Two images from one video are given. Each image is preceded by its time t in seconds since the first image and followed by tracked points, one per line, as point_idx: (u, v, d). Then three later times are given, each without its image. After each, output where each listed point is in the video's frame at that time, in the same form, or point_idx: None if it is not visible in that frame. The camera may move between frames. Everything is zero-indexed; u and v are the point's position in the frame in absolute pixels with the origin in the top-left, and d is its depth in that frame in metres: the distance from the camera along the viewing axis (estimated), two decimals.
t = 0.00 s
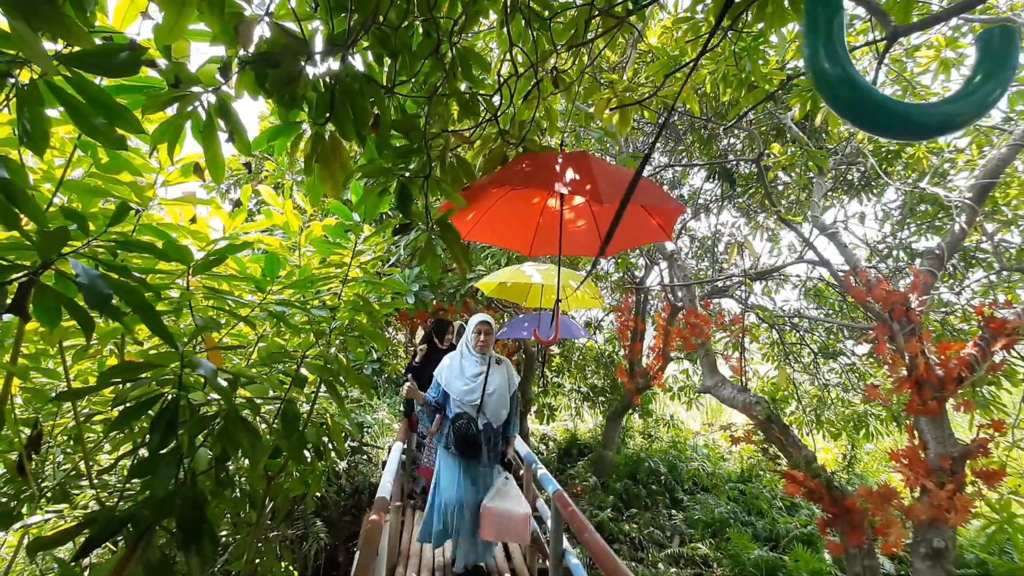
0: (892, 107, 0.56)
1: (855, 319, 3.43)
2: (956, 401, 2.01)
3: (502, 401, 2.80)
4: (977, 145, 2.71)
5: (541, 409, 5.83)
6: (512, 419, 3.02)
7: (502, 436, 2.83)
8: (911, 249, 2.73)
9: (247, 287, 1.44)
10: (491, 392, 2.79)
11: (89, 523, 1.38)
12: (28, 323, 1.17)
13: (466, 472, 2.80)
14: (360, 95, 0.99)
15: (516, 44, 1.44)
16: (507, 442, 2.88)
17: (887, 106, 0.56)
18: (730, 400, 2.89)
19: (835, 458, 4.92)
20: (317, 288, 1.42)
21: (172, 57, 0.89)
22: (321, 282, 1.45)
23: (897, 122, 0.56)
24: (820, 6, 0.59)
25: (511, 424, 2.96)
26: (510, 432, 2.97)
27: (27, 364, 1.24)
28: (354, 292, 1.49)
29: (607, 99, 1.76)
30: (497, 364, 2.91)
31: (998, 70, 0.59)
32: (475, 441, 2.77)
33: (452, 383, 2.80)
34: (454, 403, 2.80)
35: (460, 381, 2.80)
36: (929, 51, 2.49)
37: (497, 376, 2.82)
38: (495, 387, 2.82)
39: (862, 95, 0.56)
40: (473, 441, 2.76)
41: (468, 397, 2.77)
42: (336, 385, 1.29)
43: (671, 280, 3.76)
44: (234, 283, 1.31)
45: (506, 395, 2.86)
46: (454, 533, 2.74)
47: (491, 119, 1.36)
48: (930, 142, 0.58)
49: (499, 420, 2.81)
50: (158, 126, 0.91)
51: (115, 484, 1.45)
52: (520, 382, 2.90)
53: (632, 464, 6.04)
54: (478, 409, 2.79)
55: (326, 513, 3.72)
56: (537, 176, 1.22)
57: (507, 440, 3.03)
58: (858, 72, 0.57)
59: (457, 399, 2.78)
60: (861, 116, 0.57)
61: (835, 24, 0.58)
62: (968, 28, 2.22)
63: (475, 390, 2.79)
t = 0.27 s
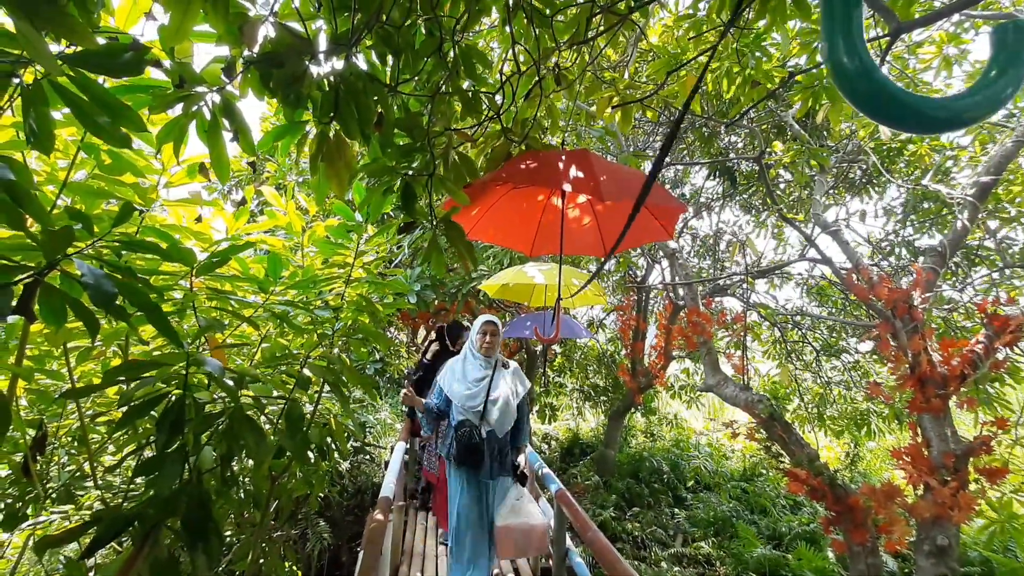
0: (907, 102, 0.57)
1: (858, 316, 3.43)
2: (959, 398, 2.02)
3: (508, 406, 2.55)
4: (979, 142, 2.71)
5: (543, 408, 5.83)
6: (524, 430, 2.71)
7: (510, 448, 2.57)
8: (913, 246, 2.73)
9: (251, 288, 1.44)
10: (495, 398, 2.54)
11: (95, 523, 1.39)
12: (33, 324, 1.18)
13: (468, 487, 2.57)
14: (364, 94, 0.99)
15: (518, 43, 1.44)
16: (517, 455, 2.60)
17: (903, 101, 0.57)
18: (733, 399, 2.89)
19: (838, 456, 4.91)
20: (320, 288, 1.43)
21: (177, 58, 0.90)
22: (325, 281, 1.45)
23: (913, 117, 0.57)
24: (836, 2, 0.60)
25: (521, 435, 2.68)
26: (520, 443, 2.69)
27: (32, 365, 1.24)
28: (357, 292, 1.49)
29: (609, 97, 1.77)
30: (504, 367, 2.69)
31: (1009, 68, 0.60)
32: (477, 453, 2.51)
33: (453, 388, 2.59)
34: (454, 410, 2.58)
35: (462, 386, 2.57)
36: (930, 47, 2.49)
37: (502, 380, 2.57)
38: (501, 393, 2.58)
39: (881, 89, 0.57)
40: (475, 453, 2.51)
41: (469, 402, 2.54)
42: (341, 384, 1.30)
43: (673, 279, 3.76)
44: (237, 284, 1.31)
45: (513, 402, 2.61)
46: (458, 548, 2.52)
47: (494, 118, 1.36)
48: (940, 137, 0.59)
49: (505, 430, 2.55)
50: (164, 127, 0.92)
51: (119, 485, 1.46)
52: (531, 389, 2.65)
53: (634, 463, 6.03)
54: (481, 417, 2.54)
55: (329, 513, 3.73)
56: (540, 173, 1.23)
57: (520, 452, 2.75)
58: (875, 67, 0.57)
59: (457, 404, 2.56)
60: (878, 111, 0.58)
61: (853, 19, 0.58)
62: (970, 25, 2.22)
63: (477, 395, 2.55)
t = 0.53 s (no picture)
0: (917, 107, 0.57)
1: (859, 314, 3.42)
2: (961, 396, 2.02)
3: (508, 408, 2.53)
4: (981, 139, 2.70)
5: (544, 407, 5.83)
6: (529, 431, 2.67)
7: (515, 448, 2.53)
8: (915, 244, 2.72)
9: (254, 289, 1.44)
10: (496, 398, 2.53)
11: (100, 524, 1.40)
12: (38, 326, 1.19)
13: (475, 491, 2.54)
14: (365, 93, 1.00)
15: (519, 42, 1.44)
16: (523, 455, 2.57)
17: (912, 106, 0.57)
18: (734, 398, 2.89)
19: (840, 454, 4.91)
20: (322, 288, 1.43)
21: (179, 58, 0.90)
22: (327, 282, 1.46)
23: (924, 123, 0.58)
24: (851, 4, 0.60)
25: (526, 434, 2.66)
26: (526, 443, 2.66)
27: (37, 367, 1.25)
28: (359, 292, 1.50)
29: (609, 96, 1.77)
30: (507, 366, 2.67)
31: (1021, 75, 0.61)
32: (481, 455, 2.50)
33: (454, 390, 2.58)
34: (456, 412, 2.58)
35: (464, 387, 2.57)
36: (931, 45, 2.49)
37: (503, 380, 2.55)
38: (503, 392, 2.57)
39: (893, 92, 0.57)
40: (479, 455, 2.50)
41: (470, 404, 2.53)
42: (343, 384, 1.30)
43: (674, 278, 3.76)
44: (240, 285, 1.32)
45: (516, 401, 2.60)
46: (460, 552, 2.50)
47: (495, 117, 1.36)
48: (947, 143, 0.59)
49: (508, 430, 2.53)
50: (166, 127, 0.92)
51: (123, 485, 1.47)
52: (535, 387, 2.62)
53: (636, 462, 6.04)
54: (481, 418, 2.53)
55: (332, 513, 3.75)
56: (541, 173, 1.23)
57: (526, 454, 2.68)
58: (887, 71, 0.57)
59: (459, 406, 2.56)
60: (888, 113, 0.58)
61: (868, 23, 0.59)
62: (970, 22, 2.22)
63: (479, 396, 2.55)
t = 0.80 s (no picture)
0: (916, 111, 0.58)
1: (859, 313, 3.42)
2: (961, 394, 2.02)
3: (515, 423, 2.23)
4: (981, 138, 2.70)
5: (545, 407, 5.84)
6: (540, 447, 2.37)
7: (522, 469, 2.26)
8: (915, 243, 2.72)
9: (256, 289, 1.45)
10: (502, 414, 2.25)
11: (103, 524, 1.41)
12: (41, 327, 1.20)
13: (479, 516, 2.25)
14: (363, 92, 1.00)
15: (518, 41, 1.44)
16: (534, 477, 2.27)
17: (910, 109, 0.58)
18: (735, 397, 2.90)
19: (840, 453, 4.91)
20: (324, 289, 1.44)
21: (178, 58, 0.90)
22: (328, 282, 1.46)
23: (926, 129, 0.59)
24: (857, 5, 0.60)
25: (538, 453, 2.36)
26: (539, 461, 2.39)
27: (40, 368, 1.26)
28: (360, 293, 1.50)
29: (608, 96, 1.77)
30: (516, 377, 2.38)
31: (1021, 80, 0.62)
32: (484, 475, 2.25)
33: (456, 402, 2.34)
34: (458, 426, 2.34)
35: (467, 401, 2.31)
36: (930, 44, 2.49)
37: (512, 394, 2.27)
38: (510, 407, 2.27)
39: (893, 94, 0.58)
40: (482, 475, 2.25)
41: (472, 419, 2.27)
42: (344, 384, 1.31)
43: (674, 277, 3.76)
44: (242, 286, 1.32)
45: (525, 417, 2.29)
46: None
47: (494, 117, 1.37)
48: (940, 149, 0.60)
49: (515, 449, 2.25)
50: (166, 127, 0.93)
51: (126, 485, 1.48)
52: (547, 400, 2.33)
53: (637, 461, 6.04)
54: (486, 433, 2.27)
55: (334, 513, 3.75)
56: (542, 173, 1.24)
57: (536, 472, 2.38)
58: (888, 73, 0.58)
59: (461, 420, 2.31)
60: (886, 115, 0.59)
61: (874, 27, 0.59)
62: (969, 21, 2.22)
63: (482, 410, 2.28)
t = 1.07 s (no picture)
0: (919, 113, 0.61)
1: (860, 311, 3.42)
2: (963, 393, 2.02)
3: (540, 428, 1.96)
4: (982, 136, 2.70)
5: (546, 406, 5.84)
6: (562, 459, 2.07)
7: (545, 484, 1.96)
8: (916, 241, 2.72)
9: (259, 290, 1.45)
10: (524, 419, 1.94)
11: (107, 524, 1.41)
12: (45, 327, 1.20)
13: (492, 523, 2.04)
14: (364, 91, 1.00)
15: (519, 41, 1.44)
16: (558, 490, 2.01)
17: (914, 110, 0.61)
18: (736, 396, 2.90)
19: (841, 451, 4.91)
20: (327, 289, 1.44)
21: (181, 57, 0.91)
22: (330, 282, 1.46)
23: (929, 132, 0.62)
24: (868, 8, 0.63)
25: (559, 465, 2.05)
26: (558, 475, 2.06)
27: (44, 368, 1.26)
28: (362, 292, 1.50)
29: (609, 95, 1.77)
30: (536, 379, 2.05)
31: (1016, 91, 0.65)
32: (500, 496, 1.90)
33: (468, 408, 1.98)
34: (470, 436, 1.97)
35: (484, 398, 2.01)
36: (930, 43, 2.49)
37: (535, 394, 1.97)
38: (533, 412, 1.97)
39: (899, 95, 0.61)
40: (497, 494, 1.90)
41: (488, 425, 1.93)
42: (346, 384, 1.31)
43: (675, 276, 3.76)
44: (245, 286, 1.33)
45: (549, 424, 1.99)
46: None
47: (495, 116, 1.37)
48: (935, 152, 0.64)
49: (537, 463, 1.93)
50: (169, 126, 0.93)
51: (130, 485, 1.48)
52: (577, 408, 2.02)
53: (638, 460, 6.04)
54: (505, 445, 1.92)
55: (336, 513, 3.76)
56: (544, 172, 1.24)
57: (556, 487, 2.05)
58: (896, 75, 0.61)
59: (474, 427, 1.96)
60: (890, 114, 0.62)
61: (883, 33, 0.62)
62: (970, 20, 2.22)
63: (500, 415, 1.94)
